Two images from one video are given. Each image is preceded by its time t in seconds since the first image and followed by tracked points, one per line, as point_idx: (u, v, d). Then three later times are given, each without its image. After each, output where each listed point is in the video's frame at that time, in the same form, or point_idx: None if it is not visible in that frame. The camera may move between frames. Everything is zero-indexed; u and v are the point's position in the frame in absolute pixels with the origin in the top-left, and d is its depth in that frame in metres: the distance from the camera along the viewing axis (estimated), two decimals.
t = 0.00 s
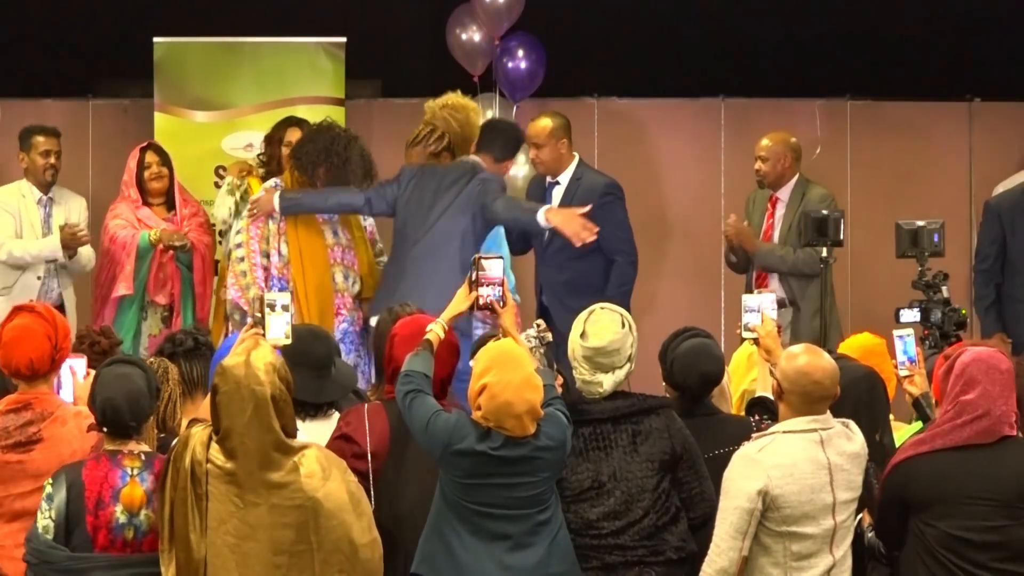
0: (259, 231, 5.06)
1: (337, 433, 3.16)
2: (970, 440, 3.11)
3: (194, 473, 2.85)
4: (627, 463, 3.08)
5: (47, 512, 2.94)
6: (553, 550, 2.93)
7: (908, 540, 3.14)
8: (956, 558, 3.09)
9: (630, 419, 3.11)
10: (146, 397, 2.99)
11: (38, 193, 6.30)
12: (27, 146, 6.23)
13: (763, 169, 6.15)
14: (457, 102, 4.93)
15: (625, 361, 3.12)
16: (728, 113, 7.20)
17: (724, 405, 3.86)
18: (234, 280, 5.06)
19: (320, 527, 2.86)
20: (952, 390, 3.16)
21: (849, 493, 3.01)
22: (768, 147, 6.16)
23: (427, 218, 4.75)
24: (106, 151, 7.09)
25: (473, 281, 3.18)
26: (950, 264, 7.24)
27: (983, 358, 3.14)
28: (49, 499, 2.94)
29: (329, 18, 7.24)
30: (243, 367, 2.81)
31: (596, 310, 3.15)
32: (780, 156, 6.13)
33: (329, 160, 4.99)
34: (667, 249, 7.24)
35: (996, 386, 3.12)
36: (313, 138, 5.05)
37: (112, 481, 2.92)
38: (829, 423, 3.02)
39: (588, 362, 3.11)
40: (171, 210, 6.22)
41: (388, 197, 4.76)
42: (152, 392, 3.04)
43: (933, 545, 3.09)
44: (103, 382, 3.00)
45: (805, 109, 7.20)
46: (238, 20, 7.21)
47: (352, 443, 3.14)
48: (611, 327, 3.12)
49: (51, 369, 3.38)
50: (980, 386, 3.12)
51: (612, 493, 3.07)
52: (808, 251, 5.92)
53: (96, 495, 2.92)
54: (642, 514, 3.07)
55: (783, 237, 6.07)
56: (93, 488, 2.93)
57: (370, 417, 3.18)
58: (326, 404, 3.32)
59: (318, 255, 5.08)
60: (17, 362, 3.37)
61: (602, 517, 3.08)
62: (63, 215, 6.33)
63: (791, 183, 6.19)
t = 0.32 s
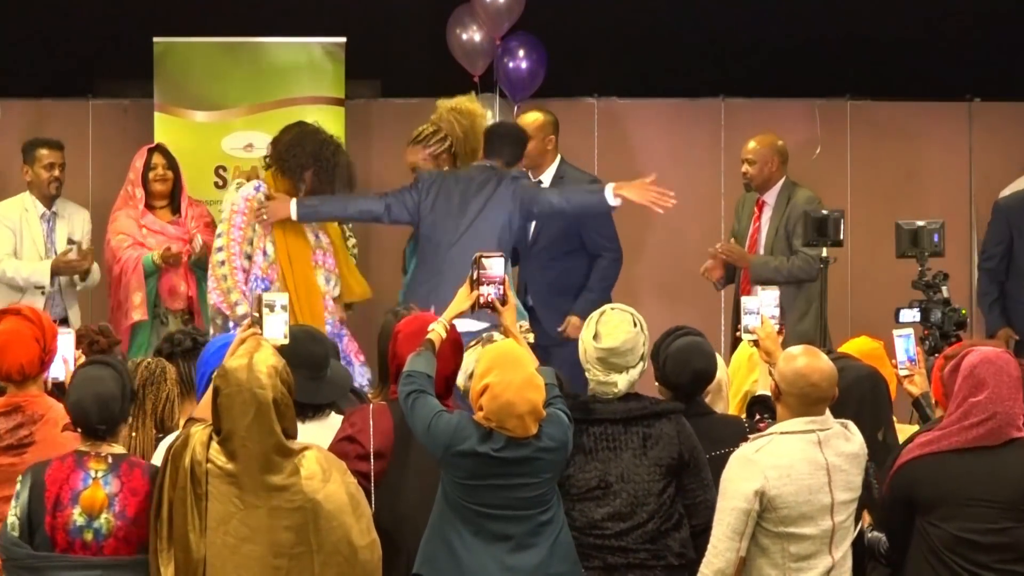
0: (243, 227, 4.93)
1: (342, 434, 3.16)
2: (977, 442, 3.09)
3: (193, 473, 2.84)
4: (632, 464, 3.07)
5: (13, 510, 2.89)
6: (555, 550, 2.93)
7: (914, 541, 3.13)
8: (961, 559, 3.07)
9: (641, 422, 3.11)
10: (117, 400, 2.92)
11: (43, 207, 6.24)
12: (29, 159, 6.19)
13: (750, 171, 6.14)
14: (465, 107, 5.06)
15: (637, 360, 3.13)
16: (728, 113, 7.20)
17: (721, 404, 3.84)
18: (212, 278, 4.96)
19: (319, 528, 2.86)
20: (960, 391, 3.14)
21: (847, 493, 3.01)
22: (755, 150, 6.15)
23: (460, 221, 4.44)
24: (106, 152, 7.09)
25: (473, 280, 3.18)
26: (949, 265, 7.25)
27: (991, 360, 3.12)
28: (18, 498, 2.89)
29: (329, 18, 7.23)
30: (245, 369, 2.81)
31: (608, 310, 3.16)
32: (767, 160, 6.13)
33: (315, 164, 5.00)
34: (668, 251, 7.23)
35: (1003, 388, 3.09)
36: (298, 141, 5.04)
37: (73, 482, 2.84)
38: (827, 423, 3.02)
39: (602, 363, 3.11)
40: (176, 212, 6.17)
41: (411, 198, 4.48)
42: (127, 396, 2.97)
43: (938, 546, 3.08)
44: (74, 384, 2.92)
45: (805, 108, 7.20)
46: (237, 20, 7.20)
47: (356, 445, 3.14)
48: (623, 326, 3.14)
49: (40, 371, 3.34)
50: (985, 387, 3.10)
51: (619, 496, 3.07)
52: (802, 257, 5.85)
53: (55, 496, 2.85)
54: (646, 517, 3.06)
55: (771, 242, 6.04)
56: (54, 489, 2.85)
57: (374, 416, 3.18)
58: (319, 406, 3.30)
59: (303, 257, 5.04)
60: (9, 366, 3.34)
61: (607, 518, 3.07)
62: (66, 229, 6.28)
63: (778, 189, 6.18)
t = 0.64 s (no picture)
0: (250, 215, 4.32)
1: (344, 439, 3.15)
2: (982, 443, 2.98)
3: (194, 474, 2.78)
4: (630, 463, 3.06)
5: None
6: (556, 550, 2.93)
7: (918, 541, 3.04)
8: (963, 559, 2.98)
9: (636, 420, 3.10)
10: (83, 406, 2.81)
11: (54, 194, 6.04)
12: (41, 146, 5.98)
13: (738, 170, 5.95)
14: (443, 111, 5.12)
15: (632, 360, 3.12)
16: (728, 113, 7.19)
17: (723, 405, 3.83)
18: (212, 263, 4.29)
19: (319, 530, 2.77)
20: (967, 392, 3.04)
21: (845, 493, 3.01)
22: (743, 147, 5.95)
23: (495, 217, 4.36)
24: (106, 152, 7.08)
25: (473, 278, 3.17)
26: (949, 265, 7.24)
27: (1001, 360, 3.02)
28: None
29: (328, 18, 7.22)
30: (250, 360, 2.75)
31: (605, 309, 3.15)
32: (755, 157, 5.93)
33: (310, 162, 4.64)
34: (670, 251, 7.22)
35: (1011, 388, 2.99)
36: (293, 136, 4.65)
37: (35, 482, 2.77)
38: (825, 423, 3.02)
39: (595, 361, 3.11)
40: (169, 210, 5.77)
41: (440, 198, 4.40)
42: (94, 399, 2.86)
43: (940, 546, 2.99)
44: (40, 390, 2.81)
45: (805, 109, 7.20)
46: (237, 19, 7.20)
47: (360, 449, 3.13)
48: (619, 326, 3.13)
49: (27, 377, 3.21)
50: (993, 388, 3.00)
51: (618, 493, 3.05)
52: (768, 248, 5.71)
53: (17, 496, 2.78)
54: (647, 514, 3.06)
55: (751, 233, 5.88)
56: (16, 488, 2.78)
57: (373, 419, 3.17)
58: (331, 404, 3.29)
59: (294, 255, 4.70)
60: None
61: (608, 517, 3.05)
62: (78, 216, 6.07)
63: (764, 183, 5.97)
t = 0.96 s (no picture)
0: (243, 222, 4.06)
1: (347, 442, 3.16)
2: (986, 442, 2.95)
3: (194, 473, 2.77)
4: (624, 462, 3.06)
5: None
6: (556, 550, 2.93)
7: (922, 543, 3.01)
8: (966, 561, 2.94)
9: (625, 418, 3.10)
10: (69, 405, 2.78)
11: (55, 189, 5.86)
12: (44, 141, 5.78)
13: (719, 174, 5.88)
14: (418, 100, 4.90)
15: (616, 362, 3.11)
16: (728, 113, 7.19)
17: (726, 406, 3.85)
18: (208, 271, 4.05)
19: (319, 531, 2.77)
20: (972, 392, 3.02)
21: (844, 493, 3.01)
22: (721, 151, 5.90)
23: (519, 207, 4.28)
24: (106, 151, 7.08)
25: (474, 277, 3.17)
26: (949, 264, 7.24)
27: (1007, 359, 3.00)
28: None
29: (329, 18, 7.22)
30: (250, 357, 2.76)
31: (591, 310, 3.14)
32: (732, 161, 5.86)
33: (296, 163, 4.20)
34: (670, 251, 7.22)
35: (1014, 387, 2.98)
36: (276, 136, 4.22)
37: (24, 484, 2.76)
38: (823, 423, 3.01)
39: (581, 362, 3.09)
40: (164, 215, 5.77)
41: (463, 179, 4.29)
42: (83, 398, 2.82)
43: (945, 546, 2.96)
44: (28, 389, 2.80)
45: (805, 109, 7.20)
46: (238, 19, 7.20)
47: (363, 452, 3.14)
48: (605, 327, 3.12)
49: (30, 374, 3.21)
50: (997, 385, 2.98)
51: (611, 491, 3.05)
52: (763, 255, 5.65)
53: (7, 498, 2.77)
54: (642, 511, 3.05)
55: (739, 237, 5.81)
56: (6, 490, 2.77)
57: (373, 419, 3.17)
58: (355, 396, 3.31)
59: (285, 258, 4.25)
60: None
61: (603, 517, 3.05)
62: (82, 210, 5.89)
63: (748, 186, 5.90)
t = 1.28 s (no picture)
0: (212, 222, 4.14)
1: (346, 437, 3.16)
2: (986, 440, 2.95)
3: (192, 473, 2.78)
4: (622, 464, 3.06)
5: None
6: (556, 549, 2.93)
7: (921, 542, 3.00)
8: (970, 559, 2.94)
9: (628, 420, 3.10)
10: (76, 405, 2.81)
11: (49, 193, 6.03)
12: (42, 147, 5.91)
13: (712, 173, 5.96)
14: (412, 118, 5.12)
15: (623, 361, 3.11)
16: (728, 113, 7.18)
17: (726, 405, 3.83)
18: (178, 272, 4.14)
19: (317, 530, 2.77)
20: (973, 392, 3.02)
21: (840, 493, 3.01)
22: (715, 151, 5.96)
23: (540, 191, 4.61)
24: (106, 151, 7.08)
25: (473, 277, 3.18)
26: (949, 264, 7.24)
27: (1008, 360, 3.01)
28: None
29: (329, 17, 7.22)
30: (250, 357, 2.77)
31: (596, 310, 3.14)
32: (725, 159, 5.93)
33: (276, 160, 4.34)
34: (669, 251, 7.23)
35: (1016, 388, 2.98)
36: (256, 134, 4.34)
37: (34, 485, 2.77)
38: (818, 423, 3.02)
39: (588, 362, 3.10)
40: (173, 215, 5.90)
41: (475, 198, 4.60)
42: (88, 399, 2.86)
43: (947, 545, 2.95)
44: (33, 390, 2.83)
45: (805, 109, 7.20)
46: (238, 18, 7.19)
47: (361, 448, 3.14)
48: (611, 326, 3.12)
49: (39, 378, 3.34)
50: (994, 383, 2.99)
51: (607, 492, 3.06)
52: (737, 245, 5.69)
53: (17, 500, 2.78)
54: (636, 515, 3.05)
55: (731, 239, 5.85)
56: (16, 493, 2.78)
57: (374, 417, 3.17)
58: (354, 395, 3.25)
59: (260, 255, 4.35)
60: (5, 375, 3.33)
61: (597, 517, 3.06)
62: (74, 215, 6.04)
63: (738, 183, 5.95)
